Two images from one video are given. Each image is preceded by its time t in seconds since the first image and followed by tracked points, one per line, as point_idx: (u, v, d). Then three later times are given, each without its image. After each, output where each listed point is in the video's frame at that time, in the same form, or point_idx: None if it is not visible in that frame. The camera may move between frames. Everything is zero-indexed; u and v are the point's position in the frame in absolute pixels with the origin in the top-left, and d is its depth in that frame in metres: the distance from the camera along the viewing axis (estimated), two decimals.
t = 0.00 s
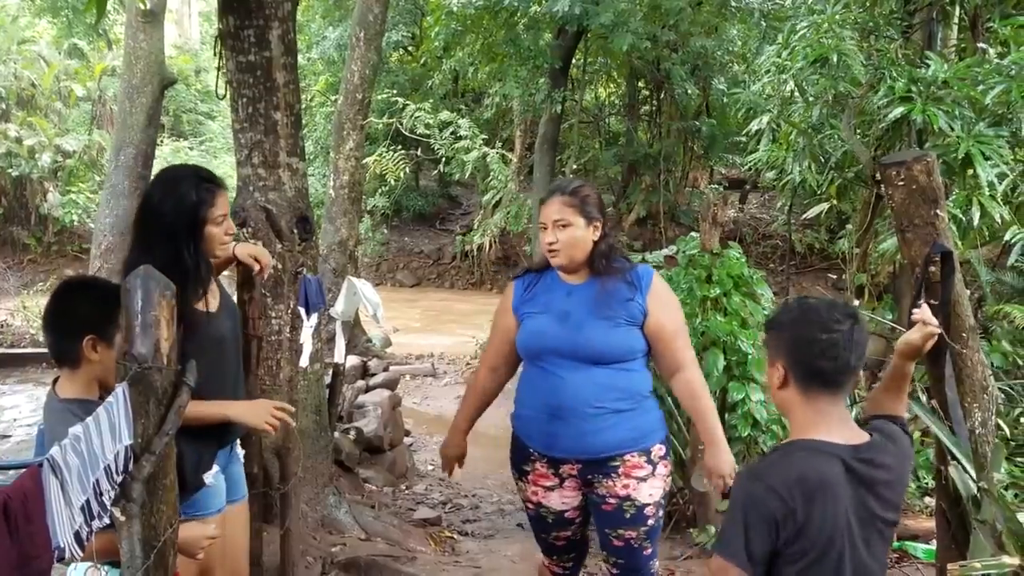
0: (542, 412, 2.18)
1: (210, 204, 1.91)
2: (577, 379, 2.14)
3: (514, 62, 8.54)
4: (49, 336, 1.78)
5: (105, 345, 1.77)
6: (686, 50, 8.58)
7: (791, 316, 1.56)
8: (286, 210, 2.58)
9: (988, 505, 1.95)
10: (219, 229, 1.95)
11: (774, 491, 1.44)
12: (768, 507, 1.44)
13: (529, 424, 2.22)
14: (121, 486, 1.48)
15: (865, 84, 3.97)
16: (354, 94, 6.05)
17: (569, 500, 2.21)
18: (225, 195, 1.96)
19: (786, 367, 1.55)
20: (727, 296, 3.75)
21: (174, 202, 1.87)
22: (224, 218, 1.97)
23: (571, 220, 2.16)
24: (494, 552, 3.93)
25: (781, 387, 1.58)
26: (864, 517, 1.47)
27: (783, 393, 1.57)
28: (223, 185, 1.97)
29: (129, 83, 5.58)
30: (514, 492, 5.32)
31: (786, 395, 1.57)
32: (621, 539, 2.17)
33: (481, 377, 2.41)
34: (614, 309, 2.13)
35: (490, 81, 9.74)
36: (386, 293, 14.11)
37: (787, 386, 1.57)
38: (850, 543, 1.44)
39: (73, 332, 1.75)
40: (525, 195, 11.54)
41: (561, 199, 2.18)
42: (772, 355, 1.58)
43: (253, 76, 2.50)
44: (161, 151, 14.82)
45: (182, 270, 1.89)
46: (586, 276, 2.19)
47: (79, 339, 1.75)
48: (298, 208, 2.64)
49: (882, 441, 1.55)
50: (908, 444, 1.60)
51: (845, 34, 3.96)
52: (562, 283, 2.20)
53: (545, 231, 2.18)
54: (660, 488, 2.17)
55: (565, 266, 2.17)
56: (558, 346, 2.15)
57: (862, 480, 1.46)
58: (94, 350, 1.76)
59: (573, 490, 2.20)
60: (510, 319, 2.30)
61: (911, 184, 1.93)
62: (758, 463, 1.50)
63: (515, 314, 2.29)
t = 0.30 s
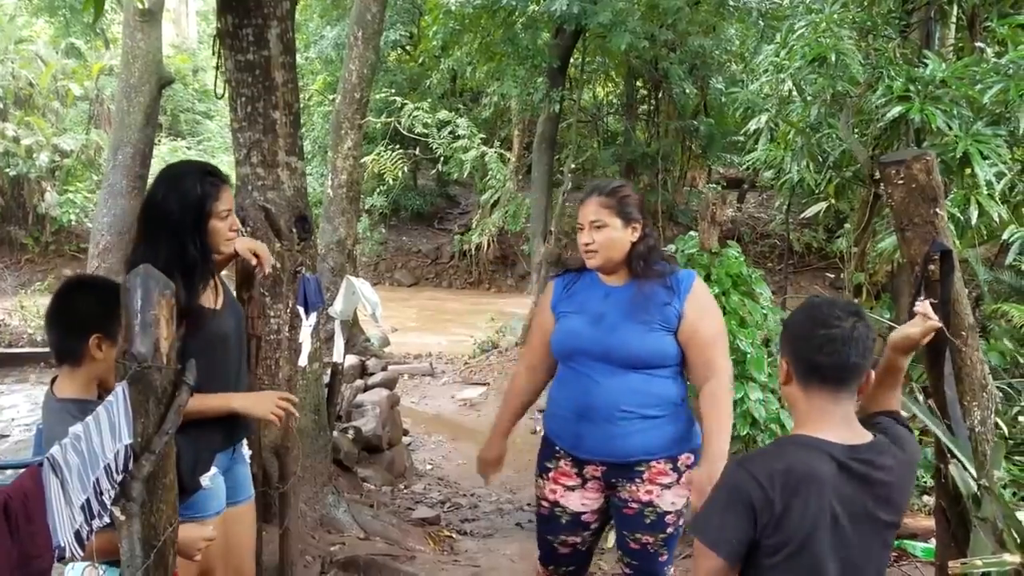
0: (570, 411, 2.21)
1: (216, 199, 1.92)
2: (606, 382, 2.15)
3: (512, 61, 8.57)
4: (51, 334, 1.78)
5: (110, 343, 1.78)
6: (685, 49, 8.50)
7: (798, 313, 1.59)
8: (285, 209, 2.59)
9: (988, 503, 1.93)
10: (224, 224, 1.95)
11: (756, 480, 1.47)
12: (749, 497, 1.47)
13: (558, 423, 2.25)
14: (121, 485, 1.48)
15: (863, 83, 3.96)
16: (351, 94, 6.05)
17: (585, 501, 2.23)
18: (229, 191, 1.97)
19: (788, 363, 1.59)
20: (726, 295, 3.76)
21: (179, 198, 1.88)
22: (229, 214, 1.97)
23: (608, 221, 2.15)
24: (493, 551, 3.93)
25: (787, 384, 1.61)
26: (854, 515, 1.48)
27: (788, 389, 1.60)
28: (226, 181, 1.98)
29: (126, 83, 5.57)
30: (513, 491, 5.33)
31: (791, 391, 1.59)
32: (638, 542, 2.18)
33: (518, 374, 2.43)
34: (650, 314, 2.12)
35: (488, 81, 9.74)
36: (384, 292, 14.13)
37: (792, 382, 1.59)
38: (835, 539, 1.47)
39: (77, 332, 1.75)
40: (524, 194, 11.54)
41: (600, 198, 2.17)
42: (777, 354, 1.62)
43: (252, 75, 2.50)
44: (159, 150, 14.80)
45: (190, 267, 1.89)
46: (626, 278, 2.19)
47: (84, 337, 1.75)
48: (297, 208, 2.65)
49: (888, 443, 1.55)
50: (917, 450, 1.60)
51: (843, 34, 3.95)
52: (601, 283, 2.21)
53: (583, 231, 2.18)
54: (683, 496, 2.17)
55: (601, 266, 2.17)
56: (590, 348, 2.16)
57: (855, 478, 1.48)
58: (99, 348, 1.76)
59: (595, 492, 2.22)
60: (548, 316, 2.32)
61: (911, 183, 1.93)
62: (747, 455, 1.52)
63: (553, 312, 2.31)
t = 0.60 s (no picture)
0: (578, 407, 2.20)
1: (219, 198, 1.93)
2: (616, 381, 2.15)
3: (510, 60, 8.60)
4: (56, 331, 1.78)
5: (112, 341, 1.78)
6: (683, 48, 8.46)
7: (798, 313, 1.59)
8: (283, 208, 2.61)
9: (989, 502, 1.92)
10: (226, 223, 1.95)
11: (757, 481, 1.48)
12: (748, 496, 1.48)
13: (565, 418, 2.25)
14: (120, 484, 1.47)
15: (861, 82, 3.95)
16: (349, 93, 6.03)
17: (585, 498, 2.22)
18: (231, 190, 1.98)
19: (788, 363, 1.59)
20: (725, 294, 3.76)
21: (183, 197, 1.88)
22: (231, 213, 1.97)
23: (648, 221, 2.15)
24: (492, 550, 3.93)
25: (786, 382, 1.61)
26: (858, 518, 1.48)
27: (787, 388, 1.60)
28: (228, 180, 1.98)
29: (124, 82, 5.56)
30: (511, 491, 5.32)
31: (790, 390, 1.60)
32: (638, 542, 2.20)
33: (534, 360, 2.44)
34: (671, 317, 2.13)
35: (486, 80, 9.72)
36: (382, 292, 14.12)
37: (792, 381, 1.59)
38: (839, 544, 1.47)
39: (82, 328, 1.75)
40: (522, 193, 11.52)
41: (640, 197, 2.17)
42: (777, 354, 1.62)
43: (250, 74, 2.49)
44: (157, 150, 14.77)
45: (191, 267, 1.89)
46: (654, 279, 2.20)
47: (87, 334, 1.75)
48: (296, 207, 2.66)
49: (886, 442, 1.56)
50: (911, 444, 1.61)
51: (841, 33, 3.94)
52: (626, 281, 2.21)
53: (620, 230, 2.16)
54: (684, 498, 2.17)
55: (638, 267, 2.17)
56: (605, 346, 2.16)
57: (855, 478, 1.48)
58: (100, 345, 1.76)
59: (594, 489, 2.22)
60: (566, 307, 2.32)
61: (910, 182, 1.93)
62: (749, 455, 1.53)
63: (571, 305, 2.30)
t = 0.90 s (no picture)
0: (571, 410, 2.19)
1: (220, 197, 1.92)
2: (611, 380, 2.15)
3: (508, 59, 8.62)
4: (53, 330, 1.78)
5: (110, 339, 1.78)
6: (681, 47, 8.45)
7: (791, 309, 1.60)
8: (282, 207, 2.62)
9: (992, 500, 1.92)
10: (227, 223, 1.94)
11: (752, 479, 1.48)
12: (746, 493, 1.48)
13: (557, 421, 2.23)
14: (122, 483, 1.47)
15: (860, 82, 3.93)
16: (347, 92, 6.01)
17: (581, 498, 2.22)
18: (233, 190, 1.98)
19: (782, 360, 1.59)
20: (724, 293, 3.77)
21: (184, 196, 1.88)
22: (232, 212, 1.97)
23: (639, 220, 2.16)
24: (492, 549, 3.93)
25: (781, 379, 1.62)
26: (851, 516, 1.49)
27: (782, 385, 1.61)
28: (230, 180, 1.97)
29: (122, 81, 5.54)
30: (511, 490, 5.32)
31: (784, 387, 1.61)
32: (634, 540, 2.20)
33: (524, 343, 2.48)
34: (664, 315, 2.15)
35: (484, 79, 9.71)
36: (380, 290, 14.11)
37: (786, 378, 1.60)
38: (834, 541, 1.48)
39: (77, 326, 1.75)
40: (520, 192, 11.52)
41: (627, 197, 2.18)
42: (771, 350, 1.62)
43: (249, 73, 2.48)
44: (155, 149, 14.77)
45: (190, 267, 1.88)
46: (641, 278, 2.21)
47: (83, 333, 1.75)
48: (296, 206, 2.67)
49: (881, 442, 1.56)
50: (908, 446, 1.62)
51: (840, 32, 3.92)
52: (614, 280, 2.21)
53: (610, 227, 2.17)
54: (680, 495, 2.18)
55: (626, 266, 2.18)
56: (599, 347, 2.15)
57: (848, 475, 1.48)
58: (98, 343, 1.76)
59: (590, 489, 2.21)
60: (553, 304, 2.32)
61: (912, 181, 1.93)
62: (745, 452, 1.53)
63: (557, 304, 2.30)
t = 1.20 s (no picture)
0: (562, 411, 2.19)
1: (220, 198, 1.93)
2: (600, 380, 2.15)
3: (508, 59, 8.64)
4: (56, 335, 1.78)
5: (114, 343, 1.78)
6: (680, 47, 8.42)
7: (790, 307, 1.60)
8: (282, 207, 2.62)
9: (992, 499, 1.91)
10: (227, 223, 1.95)
11: (746, 480, 1.48)
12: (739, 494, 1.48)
13: (548, 424, 2.23)
14: (123, 483, 1.47)
15: (859, 81, 3.93)
16: (347, 92, 6.02)
17: (577, 500, 2.23)
18: (234, 191, 1.98)
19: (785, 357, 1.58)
20: (724, 293, 3.77)
21: (185, 196, 1.88)
22: (233, 213, 1.97)
23: (618, 223, 2.16)
24: (492, 548, 3.93)
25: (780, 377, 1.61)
26: (846, 517, 1.49)
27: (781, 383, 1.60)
28: (230, 181, 1.98)
29: (122, 81, 5.54)
30: (510, 489, 5.32)
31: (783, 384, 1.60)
32: (630, 537, 2.21)
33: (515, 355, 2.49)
34: (648, 313, 2.16)
35: (483, 79, 9.71)
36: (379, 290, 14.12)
37: (787, 376, 1.59)
38: (827, 540, 1.48)
39: (79, 333, 1.75)
40: (520, 191, 11.53)
41: (606, 199, 2.18)
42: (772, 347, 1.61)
43: (249, 73, 2.48)
44: (154, 148, 14.76)
45: (189, 267, 1.89)
46: (622, 277, 2.21)
47: (87, 337, 1.75)
48: (295, 206, 2.68)
49: (880, 445, 1.56)
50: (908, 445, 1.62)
51: (839, 31, 3.92)
52: (595, 281, 2.22)
53: (590, 231, 2.17)
54: (673, 492, 2.19)
55: (606, 268, 2.18)
56: (586, 347, 2.15)
57: (844, 476, 1.48)
58: (102, 348, 1.76)
59: (586, 489, 2.22)
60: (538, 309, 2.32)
61: (911, 180, 1.94)
62: (738, 453, 1.54)
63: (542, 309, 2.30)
